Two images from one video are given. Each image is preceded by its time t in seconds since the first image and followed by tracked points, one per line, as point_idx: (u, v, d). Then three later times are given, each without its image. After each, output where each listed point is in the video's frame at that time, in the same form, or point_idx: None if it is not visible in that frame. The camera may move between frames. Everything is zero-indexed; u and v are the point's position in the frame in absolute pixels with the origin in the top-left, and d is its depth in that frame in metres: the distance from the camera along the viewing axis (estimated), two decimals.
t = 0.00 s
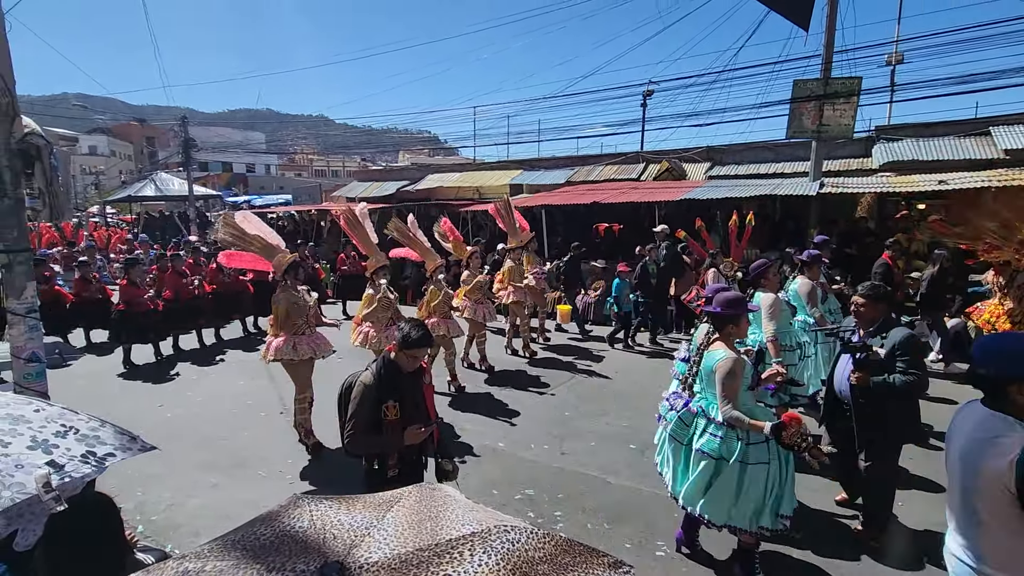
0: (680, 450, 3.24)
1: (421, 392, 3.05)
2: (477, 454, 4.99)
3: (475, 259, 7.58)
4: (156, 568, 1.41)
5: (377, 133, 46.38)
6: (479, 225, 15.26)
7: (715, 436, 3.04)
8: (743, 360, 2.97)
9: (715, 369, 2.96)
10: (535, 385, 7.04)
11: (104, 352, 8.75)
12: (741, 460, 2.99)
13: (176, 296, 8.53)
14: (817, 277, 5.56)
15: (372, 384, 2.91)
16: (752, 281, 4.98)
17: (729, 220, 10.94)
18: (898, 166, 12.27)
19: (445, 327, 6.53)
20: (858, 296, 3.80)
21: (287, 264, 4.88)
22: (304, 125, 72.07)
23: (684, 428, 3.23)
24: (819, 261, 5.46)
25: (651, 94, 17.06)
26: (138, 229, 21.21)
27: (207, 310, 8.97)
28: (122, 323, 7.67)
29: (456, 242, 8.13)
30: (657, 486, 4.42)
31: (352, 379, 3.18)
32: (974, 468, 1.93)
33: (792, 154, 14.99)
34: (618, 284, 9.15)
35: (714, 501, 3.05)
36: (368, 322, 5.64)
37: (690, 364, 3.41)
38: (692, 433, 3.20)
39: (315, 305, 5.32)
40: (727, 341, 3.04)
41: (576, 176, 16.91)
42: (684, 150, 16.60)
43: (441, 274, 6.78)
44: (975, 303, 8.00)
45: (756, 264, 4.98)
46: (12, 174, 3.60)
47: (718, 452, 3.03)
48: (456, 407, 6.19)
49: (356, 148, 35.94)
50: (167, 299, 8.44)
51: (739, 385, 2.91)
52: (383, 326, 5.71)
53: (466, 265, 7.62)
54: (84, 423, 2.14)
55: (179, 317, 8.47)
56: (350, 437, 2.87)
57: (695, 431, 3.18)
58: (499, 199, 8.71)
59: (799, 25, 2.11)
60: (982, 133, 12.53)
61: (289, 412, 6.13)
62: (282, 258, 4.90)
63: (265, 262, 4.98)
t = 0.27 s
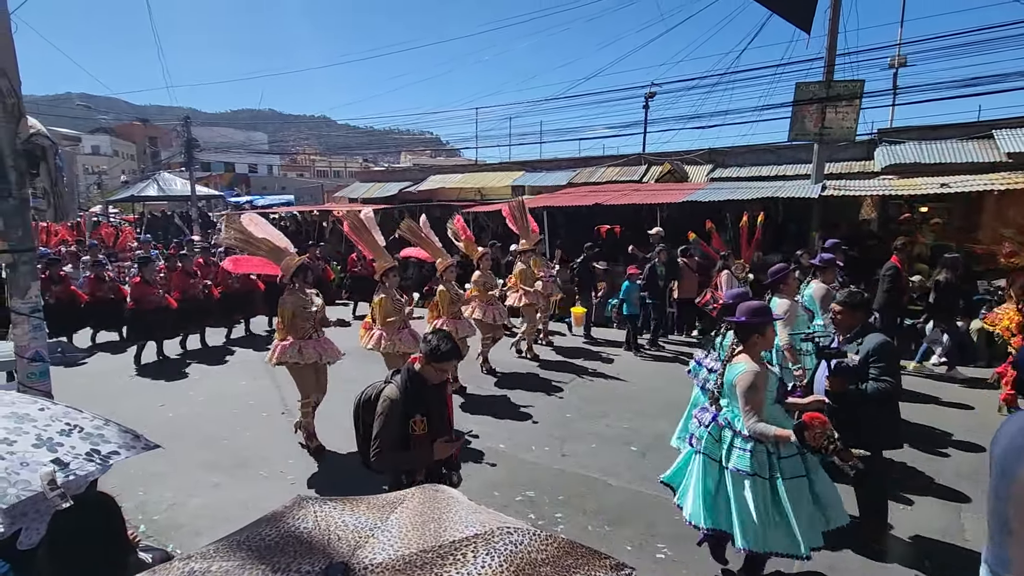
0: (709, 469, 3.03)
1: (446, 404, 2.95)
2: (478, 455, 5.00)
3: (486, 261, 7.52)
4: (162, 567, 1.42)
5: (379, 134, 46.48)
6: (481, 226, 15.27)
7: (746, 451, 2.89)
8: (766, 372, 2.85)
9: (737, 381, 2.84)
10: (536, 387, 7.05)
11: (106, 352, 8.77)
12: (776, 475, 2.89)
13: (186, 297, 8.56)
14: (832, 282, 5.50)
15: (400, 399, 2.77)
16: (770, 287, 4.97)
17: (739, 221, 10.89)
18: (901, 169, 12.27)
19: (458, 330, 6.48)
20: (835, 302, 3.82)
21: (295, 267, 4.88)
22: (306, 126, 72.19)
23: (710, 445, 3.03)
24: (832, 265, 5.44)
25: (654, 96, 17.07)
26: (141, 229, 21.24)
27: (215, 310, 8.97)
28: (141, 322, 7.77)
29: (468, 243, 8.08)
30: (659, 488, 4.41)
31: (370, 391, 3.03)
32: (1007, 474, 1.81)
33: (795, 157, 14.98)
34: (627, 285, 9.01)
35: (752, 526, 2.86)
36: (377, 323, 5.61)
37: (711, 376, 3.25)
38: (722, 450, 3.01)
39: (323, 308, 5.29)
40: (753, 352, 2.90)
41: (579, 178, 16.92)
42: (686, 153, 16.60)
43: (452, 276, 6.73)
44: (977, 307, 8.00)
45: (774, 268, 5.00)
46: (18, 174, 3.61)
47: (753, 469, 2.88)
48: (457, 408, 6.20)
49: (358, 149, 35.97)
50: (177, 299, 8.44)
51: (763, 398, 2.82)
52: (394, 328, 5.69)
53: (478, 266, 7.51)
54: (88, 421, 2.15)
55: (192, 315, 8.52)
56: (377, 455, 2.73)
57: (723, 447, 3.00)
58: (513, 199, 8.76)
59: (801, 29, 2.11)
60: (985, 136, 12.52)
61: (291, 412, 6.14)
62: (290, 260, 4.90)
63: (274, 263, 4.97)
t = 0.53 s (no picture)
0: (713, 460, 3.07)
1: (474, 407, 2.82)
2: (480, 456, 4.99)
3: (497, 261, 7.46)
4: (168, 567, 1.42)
5: (381, 135, 46.55)
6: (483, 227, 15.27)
7: (746, 450, 2.87)
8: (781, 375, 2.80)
9: (749, 381, 2.81)
10: (537, 388, 7.05)
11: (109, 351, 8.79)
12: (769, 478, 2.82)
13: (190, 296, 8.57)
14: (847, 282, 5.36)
15: (439, 408, 2.57)
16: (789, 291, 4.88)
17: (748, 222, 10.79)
18: (903, 170, 12.26)
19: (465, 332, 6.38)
20: (812, 304, 3.98)
21: (301, 267, 4.84)
22: (308, 126, 72.28)
23: (722, 439, 3.06)
24: (848, 263, 5.33)
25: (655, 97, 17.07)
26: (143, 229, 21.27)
27: (217, 311, 8.97)
28: (138, 322, 7.79)
29: (481, 242, 7.98)
30: (660, 491, 4.40)
31: (388, 400, 2.79)
32: None
33: (796, 158, 14.98)
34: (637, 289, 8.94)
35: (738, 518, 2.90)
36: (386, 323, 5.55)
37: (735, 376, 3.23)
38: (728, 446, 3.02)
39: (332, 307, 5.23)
40: (773, 354, 2.85)
41: (580, 179, 16.92)
42: (687, 154, 16.60)
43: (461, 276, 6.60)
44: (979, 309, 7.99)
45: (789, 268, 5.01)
46: (22, 174, 3.62)
47: (748, 468, 2.85)
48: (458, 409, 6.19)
49: (360, 149, 36.00)
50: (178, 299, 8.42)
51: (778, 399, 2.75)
52: (402, 329, 5.64)
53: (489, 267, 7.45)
54: (99, 423, 2.22)
55: (193, 314, 8.54)
56: (416, 470, 2.51)
57: (731, 442, 3.02)
58: (524, 198, 8.78)
59: (803, 31, 2.12)
60: (987, 138, 12.51)
61: (292, 412, 6.14)
62: (296, 260, 4.86)
63: (282, 264, 4.94)
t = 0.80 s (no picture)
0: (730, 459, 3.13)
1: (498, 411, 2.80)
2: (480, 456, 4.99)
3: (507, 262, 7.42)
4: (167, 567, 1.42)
5: (381, 135, 46.61)
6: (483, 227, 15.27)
7: (761, 452, 2.93)
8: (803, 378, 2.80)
9: (771, 386, 2.82)
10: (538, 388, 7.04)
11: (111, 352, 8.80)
12: (783, 482, 2.83)
13: (187, 298, 8.52)
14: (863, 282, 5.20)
15: (464, 410, 2.54)
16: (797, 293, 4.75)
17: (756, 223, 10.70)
18: (903, 171, 12.26)
19: (473, 333, 6.29)
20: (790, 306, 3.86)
21: (312, 268, 4.73)
22: (308, 126, 72.33)
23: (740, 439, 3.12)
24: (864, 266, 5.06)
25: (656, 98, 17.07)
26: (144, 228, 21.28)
27: (215, 313, 8.91)
28: (128, 325, 7.80)
29: (493, 241, 7.86)
30: (659, 491, 4.40)
31: (406, 404, 2.74)
32: None
33: (797, 159, 14.99)
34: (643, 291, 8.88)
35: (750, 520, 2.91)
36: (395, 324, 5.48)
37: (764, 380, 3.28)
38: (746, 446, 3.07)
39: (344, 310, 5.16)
40: (795, 358, 2.85)
41: (581, 179, 16.93)
42: (688, 155, 16.61)
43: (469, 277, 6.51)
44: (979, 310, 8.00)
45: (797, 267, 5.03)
46: (23, 173, 3.62)
47: (761, 470, 2.91)
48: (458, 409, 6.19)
49: (360, 149, 36.04)
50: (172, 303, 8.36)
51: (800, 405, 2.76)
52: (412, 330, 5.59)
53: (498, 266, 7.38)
54: (111, 426, 2.46)
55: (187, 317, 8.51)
56: (442, 476, 2.44)
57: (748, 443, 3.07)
58: (531, 199, 8.87)
59: (804, 32, 2.11)
60: (988, 140, 12.51)
61: (292, 412, 6.14)
62: (306, 262, 4.74)
63: (292, 267, 4.85)
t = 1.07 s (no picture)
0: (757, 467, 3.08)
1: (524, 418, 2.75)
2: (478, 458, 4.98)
3: (512, 262, 7.38)
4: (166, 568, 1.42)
5: (381, 135, 46.64)
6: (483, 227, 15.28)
7: (793, 461, 2.88)
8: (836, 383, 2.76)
9: (805, 391, 2.75)
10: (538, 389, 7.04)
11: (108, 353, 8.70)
12: (820, 490, 2.80)
13: (188, 296, 8.46)
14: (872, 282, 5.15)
15: (488, 415, 2.48)
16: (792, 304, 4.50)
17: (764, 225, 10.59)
18: (903, 172, 12.26)
19: (476, 334, 6.23)
20: (763, 309, 3.63)
21: (319, 268, 4.72)
22: (308, 127, 72.38)
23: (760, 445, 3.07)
24: (875, 267, 5.03)
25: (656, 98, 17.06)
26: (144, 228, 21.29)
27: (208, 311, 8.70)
28: (123, 326, 7.70)
29: (500, 240, 7.79)
30: (660, 492, 4.39)
31: (431, 407, 2.70)
32: None
33: (797, 159, 14.99)
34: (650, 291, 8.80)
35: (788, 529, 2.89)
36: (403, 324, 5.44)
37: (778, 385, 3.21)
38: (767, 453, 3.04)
39: (354, 310, 5.14)
40: (822, 363, 2.80)
41: (581, 179, 16.94)
42: (688, 155, 16.61)
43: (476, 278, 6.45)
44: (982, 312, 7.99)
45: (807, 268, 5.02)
46: (22, 172, 3.61)
47: (794, 479, 2.87)
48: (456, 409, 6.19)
49: (361, 149, 36.09)
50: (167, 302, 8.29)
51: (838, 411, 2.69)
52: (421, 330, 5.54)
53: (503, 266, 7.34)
54: (124, 431, 2.56)
55: (181, 316, 8.31)
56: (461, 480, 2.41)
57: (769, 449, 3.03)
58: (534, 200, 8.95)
59: (804, 32, 2.10)
60: (988, 140, 12.51)
61: (291, 412, 6.14)
62: (314, 261, 4.76)
63: (304, 267, 4.87)
